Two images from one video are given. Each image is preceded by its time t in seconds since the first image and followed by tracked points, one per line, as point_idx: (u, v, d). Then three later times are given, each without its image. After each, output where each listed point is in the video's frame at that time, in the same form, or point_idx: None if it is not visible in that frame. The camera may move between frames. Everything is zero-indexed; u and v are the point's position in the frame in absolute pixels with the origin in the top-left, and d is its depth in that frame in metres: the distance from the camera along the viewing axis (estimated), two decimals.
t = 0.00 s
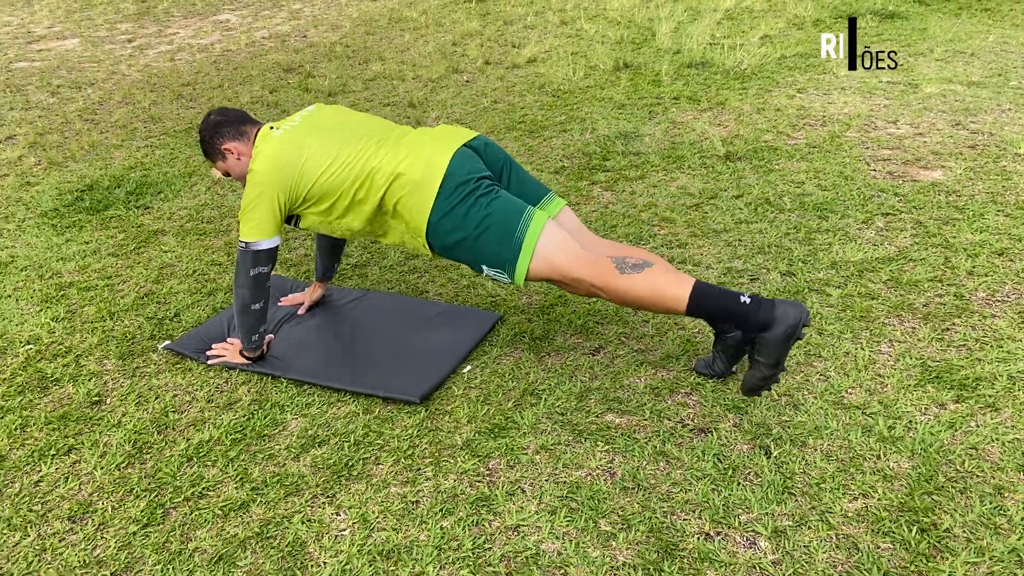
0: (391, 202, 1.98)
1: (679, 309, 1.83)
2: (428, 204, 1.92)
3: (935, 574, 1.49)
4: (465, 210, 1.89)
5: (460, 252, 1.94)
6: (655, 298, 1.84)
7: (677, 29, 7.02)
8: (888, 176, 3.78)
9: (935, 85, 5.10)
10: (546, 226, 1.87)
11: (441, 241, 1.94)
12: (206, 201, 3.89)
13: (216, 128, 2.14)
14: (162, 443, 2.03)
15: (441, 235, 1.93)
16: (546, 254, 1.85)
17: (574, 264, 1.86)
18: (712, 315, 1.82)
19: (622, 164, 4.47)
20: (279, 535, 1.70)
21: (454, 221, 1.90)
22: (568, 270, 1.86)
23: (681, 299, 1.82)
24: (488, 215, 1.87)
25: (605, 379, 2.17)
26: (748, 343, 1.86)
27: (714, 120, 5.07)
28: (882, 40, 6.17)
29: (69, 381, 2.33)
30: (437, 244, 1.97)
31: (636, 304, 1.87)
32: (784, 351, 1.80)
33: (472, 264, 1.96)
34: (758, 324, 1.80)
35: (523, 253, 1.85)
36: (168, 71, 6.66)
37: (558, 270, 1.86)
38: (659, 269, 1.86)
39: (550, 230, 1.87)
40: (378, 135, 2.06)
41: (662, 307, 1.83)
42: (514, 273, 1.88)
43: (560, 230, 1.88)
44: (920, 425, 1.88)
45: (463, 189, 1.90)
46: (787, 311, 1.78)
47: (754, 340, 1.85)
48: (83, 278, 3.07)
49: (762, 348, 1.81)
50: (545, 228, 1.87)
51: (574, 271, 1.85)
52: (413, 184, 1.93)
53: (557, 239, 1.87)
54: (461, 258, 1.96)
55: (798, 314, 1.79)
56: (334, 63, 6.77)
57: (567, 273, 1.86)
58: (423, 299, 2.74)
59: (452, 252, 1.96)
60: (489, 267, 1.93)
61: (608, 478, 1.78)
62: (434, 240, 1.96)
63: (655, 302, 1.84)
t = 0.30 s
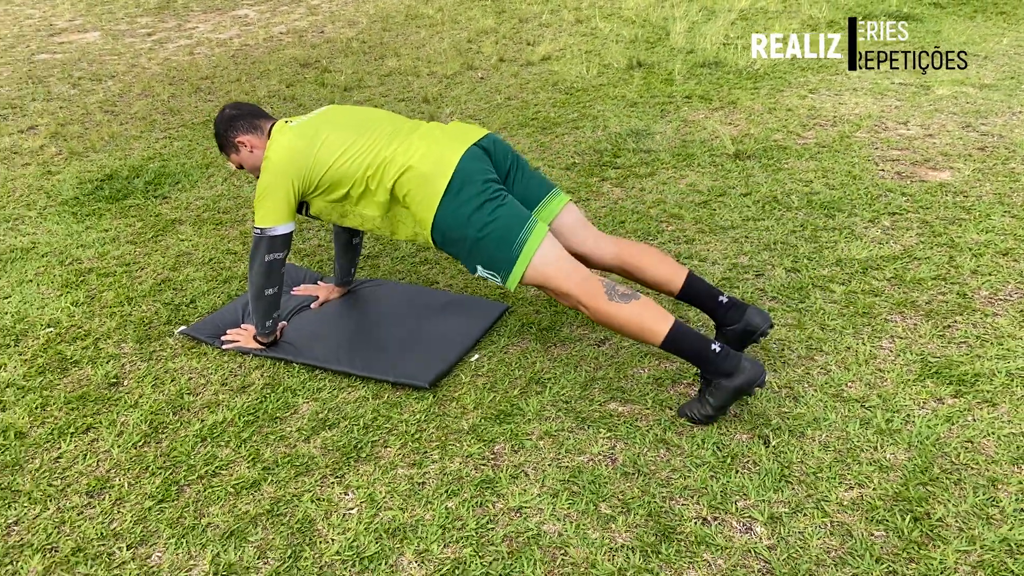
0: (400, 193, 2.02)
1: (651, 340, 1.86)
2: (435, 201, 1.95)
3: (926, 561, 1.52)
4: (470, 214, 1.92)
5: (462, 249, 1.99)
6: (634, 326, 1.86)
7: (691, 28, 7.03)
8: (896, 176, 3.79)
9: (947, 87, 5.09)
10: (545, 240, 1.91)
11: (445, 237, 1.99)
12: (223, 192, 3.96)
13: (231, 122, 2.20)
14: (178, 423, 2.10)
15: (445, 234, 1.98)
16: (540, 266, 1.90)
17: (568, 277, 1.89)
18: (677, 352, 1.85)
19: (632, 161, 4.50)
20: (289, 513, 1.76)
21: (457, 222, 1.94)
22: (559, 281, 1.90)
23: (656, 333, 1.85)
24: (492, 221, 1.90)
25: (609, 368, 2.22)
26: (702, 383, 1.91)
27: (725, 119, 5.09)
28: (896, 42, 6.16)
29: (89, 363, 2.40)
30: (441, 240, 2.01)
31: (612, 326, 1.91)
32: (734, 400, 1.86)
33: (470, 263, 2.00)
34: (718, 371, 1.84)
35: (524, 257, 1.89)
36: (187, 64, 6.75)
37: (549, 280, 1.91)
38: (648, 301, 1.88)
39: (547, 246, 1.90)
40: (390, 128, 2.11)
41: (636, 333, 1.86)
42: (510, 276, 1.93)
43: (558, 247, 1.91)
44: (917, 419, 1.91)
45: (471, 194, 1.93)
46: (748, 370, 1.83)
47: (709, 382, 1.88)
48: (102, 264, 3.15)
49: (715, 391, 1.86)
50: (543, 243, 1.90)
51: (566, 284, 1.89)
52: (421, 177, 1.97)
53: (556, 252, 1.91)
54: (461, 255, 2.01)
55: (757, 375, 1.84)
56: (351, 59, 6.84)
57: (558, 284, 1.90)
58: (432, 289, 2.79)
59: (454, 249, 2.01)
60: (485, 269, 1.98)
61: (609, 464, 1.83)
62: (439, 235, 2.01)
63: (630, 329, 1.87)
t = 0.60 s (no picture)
0: (404, 192, 2.07)
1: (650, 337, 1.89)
2: (436, 202, 2.00)
3: (916, 550, 1.55)
4: (471, 215, 1.96)
5: (460, 249, 2.04)
6: (632, 324, 1.89)
7: (704, 26, 7.03)
8: (904, 175, 3.79)
9: (960, 88, 5.07)
10: (544, 242, 1.95)
11: (445, 236, 2.04)
12: (237, 182, 4.02)
13: (243, 110, 2.25)
14: (190, 405, 2.16)
15: (445, 231, 2.02)
16: (540, 268, 1.95)
17: (566, 277, 1.94)
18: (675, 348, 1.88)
19: (642, 157, 4.52)
20: (295, 493, 1.82)
21: (458, 222, 1.98)
22: (558, 282, 1.94)
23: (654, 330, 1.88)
24: (492, 223, 1.95)
25: (611, 359, 2.25)
26: (702, 377, 1.93)
27: (735, 117, 5.09)
28: (910, 42, 6.13)
29: (104, 346, 2.47)
30: (441, 239, 2.06)
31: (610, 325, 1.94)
32: (732, 392, 1.89)
33: (468, 261, 2.05)
34: (717, 364, 1.87)
35: (522, 256, 1.93)
36: (204, 57, 6.83)
37: (549, 281, 1.95)
38: (645, 298, 1.91)
39: (546, 246, 1.95)
40: (399, 127, 2.15)
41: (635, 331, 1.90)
42: (506, 277, 1.98)
43: (557, 249, 1.96)
44: (914, 413, 1.93)
45: (472, 195, 1.96)
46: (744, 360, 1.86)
47: (708, 376, 1.91)
48: (119, 252, 3.22)
49: (715, 385, 1.89)
50: (543, 245, 1.95)
51: (564, 285, 1.94)
52: (424, 178, 2.01)
53: (555, 252, 1.95)
54: (459, 253, 2.06)
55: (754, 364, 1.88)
56: (366, 53, 6.90)
57: (557, 286, 1.95)
58: (439, 280, 2.83)
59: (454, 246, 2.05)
60: (483, 268, 2.03)
61: (608, 452, 1.87)
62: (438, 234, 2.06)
63: (629, 327, 1.91)
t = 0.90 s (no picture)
0: (405, 183, 2.11)
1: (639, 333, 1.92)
2: (436, 192, 2.03)
3: (894, 546, 1.57)
4: (470, 206, 1.99)
5: (458, 240, 2.06)
6: (621, 319, 1.92)
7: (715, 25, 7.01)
8: (907, 177, 3.78)
9: (969, 90, 5.04)
10: (540, 236, 1.98)
11: (443, 227, 2.07)
12: (245, 176, 4.08)
13: (248, 102, 2.28)
14: (190, 392, 2.21)
15: (444, 222, 2.05)
16: (534, 261, 1.97)
17: (559, 272, 1.97)
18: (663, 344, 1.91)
19: (646, 155, 4.53)
20: (288, 479, 1.86)
21: (457, 213, 2.01)
22: (551, 276, 1.97)
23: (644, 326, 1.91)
24: (490, 214, 1.98)
25: (604, 354, 2.28)
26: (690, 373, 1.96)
27: (742, 116, 5.09)
28: (922, 43, 6.08)
29: (108, 334, 2.53)
30: (440, 230, 2.09)
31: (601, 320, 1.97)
32: (720, 389, 1.92)
33: (466, 252, 2.07)
34: (704, 361, 1.90)
35: (519, 247, 1.96)
36: (218, 51, 6.90)
37: (542, 274, 1.98)
38: (635, 294, 1.94)
39: (541, 241, 1.98)
40: (401, 121, 2.19)
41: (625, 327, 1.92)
42: (504, 267, 2.00)
43: (551, 244, 1.99)
44: (901, 412, 1.95)
45: (471, 186, 1.99)
46: (731, 357, 1.89)
47: (696, 373, 1.94)
48: (126, 242, 3.28)
49: (702, 381, 1.92)
50: (538, 239, 1.98)
51: (557, 279, 1.96)
52: (425, 169, 2.05)
53: (549, 246, 1.99)
54: (458, 245, 2.08)
55: (740, 361, 1.90)
56: (377, 49, 6.94)
57: (550, 279, 1.98)
58: (439, 274, 2.87)
59: (453, 237, 2.08)
60: (481, 259, 2.05)
61: (595, 445, 1.90)
62: (437, 225, 2.09)
63: (619, 322, 1.93)
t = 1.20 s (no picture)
0: (414, 167, 2.15)
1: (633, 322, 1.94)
2: (444, 176, 2.07)
3: (875, 536, 1.60)
4: (477, 188, 2.03)
5: (464, 222, 2.10)
6: (615, 308, 1.94)
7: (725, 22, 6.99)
8: (910, 175, 3.78)
9: (978, 89, 5.01)
10: (542, 222, 2.02)
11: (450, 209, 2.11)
12: (254, 168, 4.13)
13: (260, 90, 2.33)
14: (193, 378, 2.27)
15: (451, 205, 2.09)
16: (534, 247, 2.01)
17: (558, 259, 2.00)
18: (655, 334, 1.93)
19: (651, 151, 4.54)
20: (284, 462, 1.91)
21: (463, 195, 2.05)
22: (549, 263, 2.00)
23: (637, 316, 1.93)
24: (496, 196, 2.01)
25: (599, 346, 2.32)
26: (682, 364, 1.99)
27: (749, 113, 5.09)
28: (932, 41, 6.04)
29: (116, 320, 2.59)
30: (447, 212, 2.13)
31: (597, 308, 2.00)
32: (710, 381, 1.94)
33: (471, 235, 2.11)
34: (696, 352, 1.92)
35: (523, 229, 2.00)
36: (232, 45, 6.98)
37: (541, 261, 2.01)
38: (631, 283, 1.97)
39: (543, 227, 2.01)
40: (411, 109, 2.24)
41: (619, 315, 1.95)
42: (508, 249, 2.03)
43: (552, 231, 2.02)
44: (889, 406, 1.97)
45: (479, 170, 2.04)
46: (722, 350, 1.90)
47: (688, 364, 1.96)
48: (136, 231, 3.35)
49: (693, 373, 1.94)
50: (540, 225, 2.01)
51: (555, 266, 2.00)
52: (434, 153, 2.10)
53: (550, 233, 2.02)
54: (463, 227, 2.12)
55: (731, 354, 1.91)
56: (388, 44, 6.99)
57: (548, 266, 2.01)
58: (441, 266, 2.90)
59: (460, 220, 2.11)
60: (485, 241, 2.08)
61: (585, 434, 1.94)
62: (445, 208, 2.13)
63: (613, 311, 1.96)
